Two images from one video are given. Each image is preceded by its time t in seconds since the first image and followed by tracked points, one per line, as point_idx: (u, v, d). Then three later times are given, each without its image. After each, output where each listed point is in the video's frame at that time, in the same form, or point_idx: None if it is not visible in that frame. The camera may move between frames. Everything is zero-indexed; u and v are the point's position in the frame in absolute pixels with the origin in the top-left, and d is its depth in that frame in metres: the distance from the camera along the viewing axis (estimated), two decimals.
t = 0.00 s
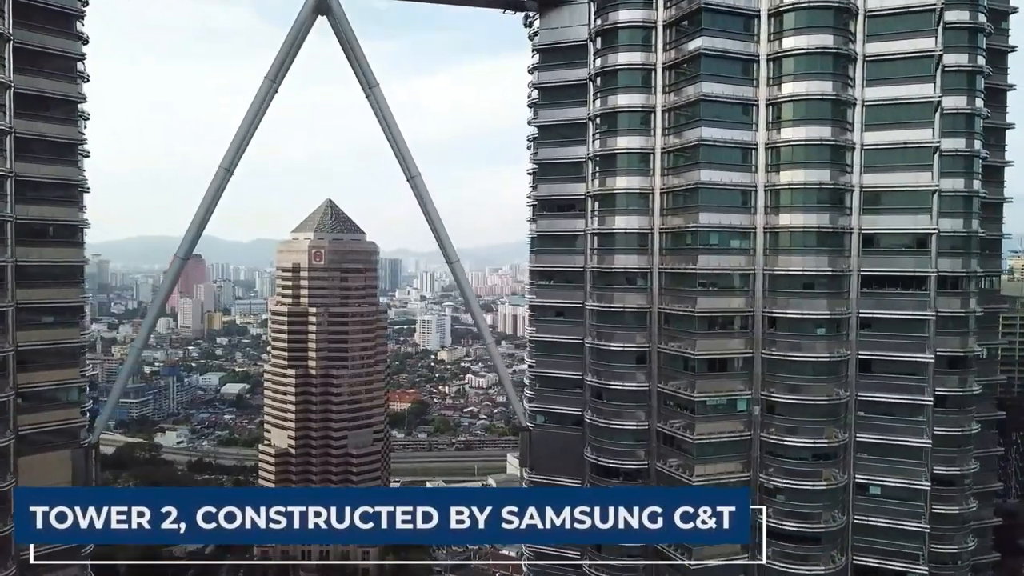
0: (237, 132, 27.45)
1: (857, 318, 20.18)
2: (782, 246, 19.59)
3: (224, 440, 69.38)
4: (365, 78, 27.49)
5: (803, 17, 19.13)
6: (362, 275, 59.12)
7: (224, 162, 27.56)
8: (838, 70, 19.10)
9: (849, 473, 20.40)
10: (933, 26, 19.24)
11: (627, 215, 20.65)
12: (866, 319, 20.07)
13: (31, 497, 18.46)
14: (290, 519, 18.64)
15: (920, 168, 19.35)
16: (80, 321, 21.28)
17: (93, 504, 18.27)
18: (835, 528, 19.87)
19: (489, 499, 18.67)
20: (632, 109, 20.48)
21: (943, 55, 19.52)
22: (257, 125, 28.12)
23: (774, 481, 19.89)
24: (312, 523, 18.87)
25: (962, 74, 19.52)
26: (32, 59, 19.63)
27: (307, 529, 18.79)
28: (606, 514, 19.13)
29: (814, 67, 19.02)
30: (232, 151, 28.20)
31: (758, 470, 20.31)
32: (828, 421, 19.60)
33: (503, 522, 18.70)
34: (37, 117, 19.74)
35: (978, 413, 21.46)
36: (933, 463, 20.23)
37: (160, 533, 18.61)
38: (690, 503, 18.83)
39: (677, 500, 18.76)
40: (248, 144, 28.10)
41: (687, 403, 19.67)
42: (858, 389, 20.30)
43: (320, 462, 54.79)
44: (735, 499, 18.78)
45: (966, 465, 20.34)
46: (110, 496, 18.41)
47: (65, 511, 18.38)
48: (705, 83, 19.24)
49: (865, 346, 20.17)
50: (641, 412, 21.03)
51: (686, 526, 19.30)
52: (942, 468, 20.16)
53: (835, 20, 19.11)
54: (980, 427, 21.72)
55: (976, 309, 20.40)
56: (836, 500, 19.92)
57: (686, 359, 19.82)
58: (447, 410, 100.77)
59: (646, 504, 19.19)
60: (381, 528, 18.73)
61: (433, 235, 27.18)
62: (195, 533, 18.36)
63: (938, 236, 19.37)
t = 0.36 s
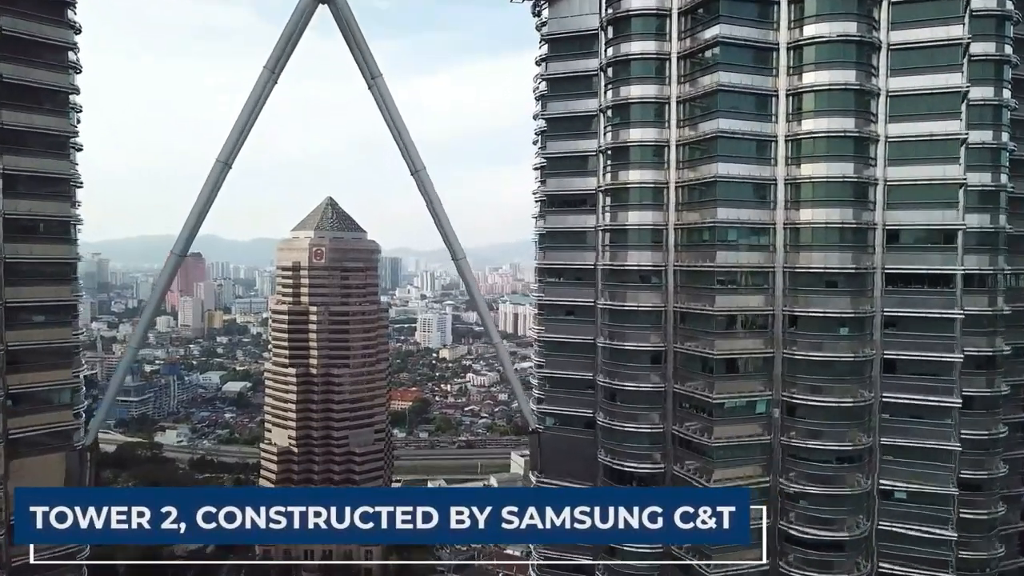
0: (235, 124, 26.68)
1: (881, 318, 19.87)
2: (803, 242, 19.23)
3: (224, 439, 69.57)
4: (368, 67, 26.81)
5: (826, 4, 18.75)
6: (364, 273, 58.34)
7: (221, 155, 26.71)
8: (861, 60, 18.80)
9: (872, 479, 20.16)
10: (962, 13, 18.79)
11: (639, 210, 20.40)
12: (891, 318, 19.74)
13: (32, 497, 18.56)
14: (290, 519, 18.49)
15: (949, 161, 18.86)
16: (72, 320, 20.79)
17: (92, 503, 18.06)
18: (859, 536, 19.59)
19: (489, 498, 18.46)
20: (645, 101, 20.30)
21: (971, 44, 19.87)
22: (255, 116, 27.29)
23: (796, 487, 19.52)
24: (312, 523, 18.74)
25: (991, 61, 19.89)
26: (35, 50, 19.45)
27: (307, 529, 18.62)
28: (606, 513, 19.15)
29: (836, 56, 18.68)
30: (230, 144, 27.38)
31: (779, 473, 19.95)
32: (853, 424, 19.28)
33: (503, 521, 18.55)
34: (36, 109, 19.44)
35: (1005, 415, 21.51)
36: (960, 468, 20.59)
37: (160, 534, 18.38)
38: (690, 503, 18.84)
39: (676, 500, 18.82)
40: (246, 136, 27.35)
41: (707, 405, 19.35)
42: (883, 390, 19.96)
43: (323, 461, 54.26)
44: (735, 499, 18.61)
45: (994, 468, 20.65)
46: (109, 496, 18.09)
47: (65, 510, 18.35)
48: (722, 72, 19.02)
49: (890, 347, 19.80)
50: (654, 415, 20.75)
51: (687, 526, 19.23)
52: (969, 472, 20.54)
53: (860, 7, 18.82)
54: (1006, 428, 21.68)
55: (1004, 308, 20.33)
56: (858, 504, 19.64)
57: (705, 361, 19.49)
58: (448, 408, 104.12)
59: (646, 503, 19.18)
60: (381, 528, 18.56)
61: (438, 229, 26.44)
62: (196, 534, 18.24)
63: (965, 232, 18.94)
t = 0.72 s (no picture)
0: (239, 114, 26.06)
1: (914, 313, 19.40)
2: (831, 236, 18.87)
3: (229, 438, 69.70)
4: (377, 54, 26.47)
5: None
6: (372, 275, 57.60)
7: (225, 145, 26.05)
8: (895, 44, 18.44)
9: (905, 482, 19.74)
10: None
11: (659, 201, 20.17)
12: (924, 314, 19.27)
13: (32, 498, 17.82)
14: (290, 519, 17.74)
15: (984, 151, 18.47)
16: (70, 316, 20.41)
17: (93, 503, 17.52)
18: (891, 542, 19.28)
19: (490, 499, 17.87)
20: (666, 88, 20.02)
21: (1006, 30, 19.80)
22: (259, 106, 26.73)
23: (824, 491, 19.14)
24: (312, 522, 18.09)
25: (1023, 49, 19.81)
26: (37, 36, 19.18)
27: (307, 529, 17.98)
28: (606, 513, 18.39)
29: (869, 40, 18.34)
30: (235, 133, 26.75)
31: (807, 480, 19.56)
32: (878, 424, 19.00)
33: (503, 522, 17.93)
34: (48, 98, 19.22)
35: None
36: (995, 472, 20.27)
37: (160, 534, 17.77)
38: (690, 503, 18.37)
39: (677, 500, 18.11)
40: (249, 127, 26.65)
41: (730, 407, 19.18)
42: (915, 392, 19.46)
43: (327, 463, 53.94)
44: (734, 500, 18.04)
45: None
46: (111, 496, 17.55)
47: (65, 511, 17.70)
48: (746, 58, 18.81)
49: (924, 346, 19.31)
50: (676, 415, 20.54)
51: (688, 526, 18.59)
52: (1003, 476, 20.18)
53: None
54: None
55: None
56: (889, 511, 19.28)
57: (729, 359, 19.33)
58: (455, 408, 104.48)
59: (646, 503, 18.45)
60: (381, 528, 18.01)
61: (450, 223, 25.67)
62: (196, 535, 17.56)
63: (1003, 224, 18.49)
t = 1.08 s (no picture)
0: (239, 98, 25.26)
1: (940, 308, 19.14)
2: (853, 226, 18.92)
3: (228, 439, 69.31)
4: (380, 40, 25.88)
5: None
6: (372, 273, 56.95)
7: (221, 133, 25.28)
8: (919, 26, 18.43)
9: (930, 485, 19.44)
10: None
11: (674, 190, 20.11)
12: (950, 309, 19.02)
13: (33, 498, 17.17)
14: (290, 519, 17.16)
15: (1010, 137, 18.30)
16: (63, 312, 19.97)
17: (92, 503, 16.92)
18: (916, 547, 18.96)
19: (489, 498, 17.32)
20: (681, 72, 20.00)
21: None
22: (256, 93, 25.98)
23: (846, 494, 18.95)
24: (312, 523, 17.45)
25: None
26: (39, 21, 18.97)
27: (307, 529, 17.36)
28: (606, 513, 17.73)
29: (895, 23, 18.31)
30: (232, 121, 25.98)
31: (826, 480, 19.43)
32: (901, 424, 18.78)
33: (503, 522, 17.38)
34: (48, 87, 18.99)
35: None
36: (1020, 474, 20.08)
37: (160, 534, 17.16)
38: (691, 503, 17.77)
39: (678, 500, 17.47)
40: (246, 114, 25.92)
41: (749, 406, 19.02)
42: (941, 390, 19.24)
43: (326, 464, 53.37)
44: (736, 500, 17.43)
45: None
46: (111, 495, 16.94)
47: (64, 510, 17.06)
48: (766, 40, 18.80)
49: (951, 342, 19.07)
50: (690, 415, 20.30)
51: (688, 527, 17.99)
52: None
53: None
54: None
55: None
56: (914, 515, 18.98)
57: (747, 356, 19.25)
58: (455, 409, 104.22)
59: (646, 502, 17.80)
60: (381, 528, 17.41)
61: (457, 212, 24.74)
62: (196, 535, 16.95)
63: None
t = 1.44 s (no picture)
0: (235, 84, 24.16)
1: (971, 304, 18.70)
2: (880, 217, 18.42)
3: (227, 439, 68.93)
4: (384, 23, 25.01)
5: None
6: (372, 271, 56.29)
7: (217, 120, 24.29)
8: (950, 7, 17.91)
9: (959, 489, 18.85)
10: None
11: (690, 180, 19.76)
12: (982, 304, 18.53)
13: (31, 497, 17.10)
14: (290, 519, 16.96)
15: None
16: (49, 307, 19.54)
17: (92, 503, 16.75)
18: (945, 554, 18.43)
19: (489, 498, 17.22)
20: (697, 57, 19.64)
21: None
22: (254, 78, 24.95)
23: (872, 499, 18.45)
24: (312, 522, 17.20)
25: None
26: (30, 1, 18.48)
27: (307, 529, 17.14)
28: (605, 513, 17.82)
29: (926, 4, 17.83)
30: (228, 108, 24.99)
31: (852, 484, 19.02)
32: (930, 426, 18.17)
33: (503, 522, 17.30)
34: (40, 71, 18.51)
35: None
36: None
37: (160, 534, 17.05)
38: (690, 503, 18.16)
39: (677, 500, 17.88)
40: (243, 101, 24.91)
41: (772, 405, 18.62)
42: (970, 389, 18.71)
43: (326, 464, 52.75)
44: (735, 499, 17.99)
45: None
46: (110, 495, 16.78)
47: (65, 511, 16.96)
48: (787, 23, 18.46)
49: (981, 339, 18.58)
50: (707, 416, 20.02)
51: (686, 527, 18.24)
52: None
53: None
54: None
55: None
56: (943, 521, 18.46)
57: (768, 355, 18.87)
58: (455, 408, 103.94)
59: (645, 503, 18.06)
60: (381, 528, 17.16)
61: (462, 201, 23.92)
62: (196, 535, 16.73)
63: None
